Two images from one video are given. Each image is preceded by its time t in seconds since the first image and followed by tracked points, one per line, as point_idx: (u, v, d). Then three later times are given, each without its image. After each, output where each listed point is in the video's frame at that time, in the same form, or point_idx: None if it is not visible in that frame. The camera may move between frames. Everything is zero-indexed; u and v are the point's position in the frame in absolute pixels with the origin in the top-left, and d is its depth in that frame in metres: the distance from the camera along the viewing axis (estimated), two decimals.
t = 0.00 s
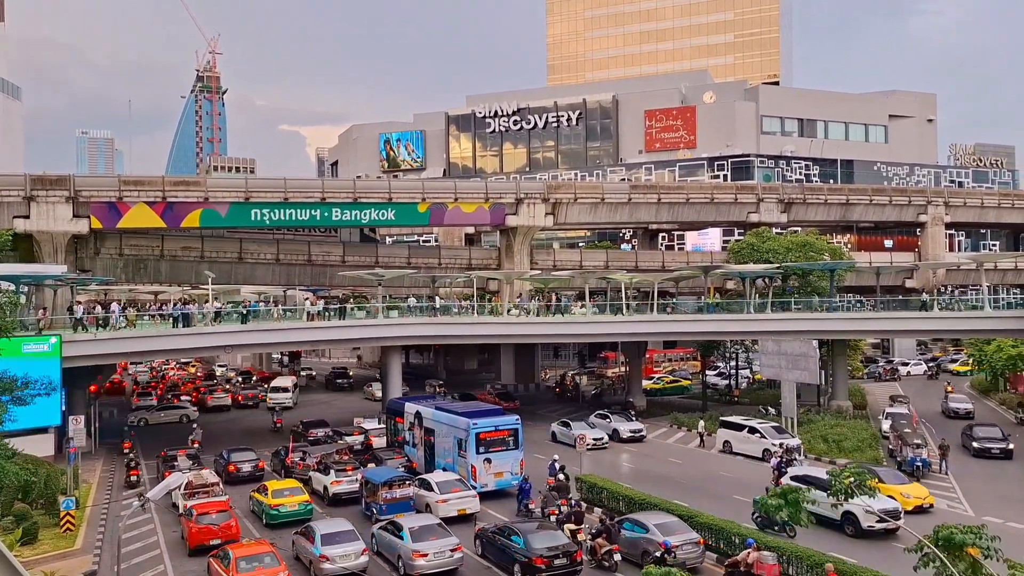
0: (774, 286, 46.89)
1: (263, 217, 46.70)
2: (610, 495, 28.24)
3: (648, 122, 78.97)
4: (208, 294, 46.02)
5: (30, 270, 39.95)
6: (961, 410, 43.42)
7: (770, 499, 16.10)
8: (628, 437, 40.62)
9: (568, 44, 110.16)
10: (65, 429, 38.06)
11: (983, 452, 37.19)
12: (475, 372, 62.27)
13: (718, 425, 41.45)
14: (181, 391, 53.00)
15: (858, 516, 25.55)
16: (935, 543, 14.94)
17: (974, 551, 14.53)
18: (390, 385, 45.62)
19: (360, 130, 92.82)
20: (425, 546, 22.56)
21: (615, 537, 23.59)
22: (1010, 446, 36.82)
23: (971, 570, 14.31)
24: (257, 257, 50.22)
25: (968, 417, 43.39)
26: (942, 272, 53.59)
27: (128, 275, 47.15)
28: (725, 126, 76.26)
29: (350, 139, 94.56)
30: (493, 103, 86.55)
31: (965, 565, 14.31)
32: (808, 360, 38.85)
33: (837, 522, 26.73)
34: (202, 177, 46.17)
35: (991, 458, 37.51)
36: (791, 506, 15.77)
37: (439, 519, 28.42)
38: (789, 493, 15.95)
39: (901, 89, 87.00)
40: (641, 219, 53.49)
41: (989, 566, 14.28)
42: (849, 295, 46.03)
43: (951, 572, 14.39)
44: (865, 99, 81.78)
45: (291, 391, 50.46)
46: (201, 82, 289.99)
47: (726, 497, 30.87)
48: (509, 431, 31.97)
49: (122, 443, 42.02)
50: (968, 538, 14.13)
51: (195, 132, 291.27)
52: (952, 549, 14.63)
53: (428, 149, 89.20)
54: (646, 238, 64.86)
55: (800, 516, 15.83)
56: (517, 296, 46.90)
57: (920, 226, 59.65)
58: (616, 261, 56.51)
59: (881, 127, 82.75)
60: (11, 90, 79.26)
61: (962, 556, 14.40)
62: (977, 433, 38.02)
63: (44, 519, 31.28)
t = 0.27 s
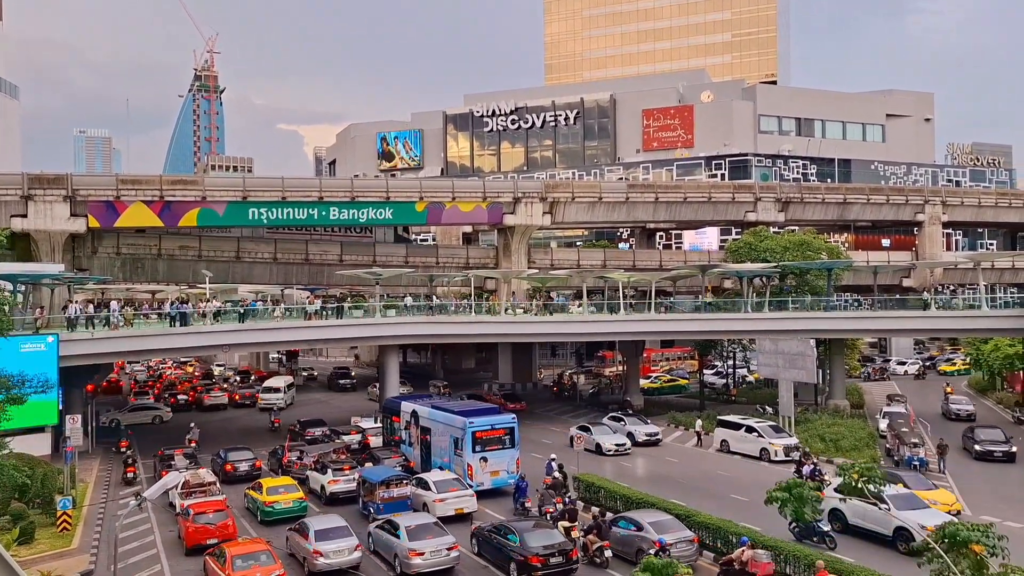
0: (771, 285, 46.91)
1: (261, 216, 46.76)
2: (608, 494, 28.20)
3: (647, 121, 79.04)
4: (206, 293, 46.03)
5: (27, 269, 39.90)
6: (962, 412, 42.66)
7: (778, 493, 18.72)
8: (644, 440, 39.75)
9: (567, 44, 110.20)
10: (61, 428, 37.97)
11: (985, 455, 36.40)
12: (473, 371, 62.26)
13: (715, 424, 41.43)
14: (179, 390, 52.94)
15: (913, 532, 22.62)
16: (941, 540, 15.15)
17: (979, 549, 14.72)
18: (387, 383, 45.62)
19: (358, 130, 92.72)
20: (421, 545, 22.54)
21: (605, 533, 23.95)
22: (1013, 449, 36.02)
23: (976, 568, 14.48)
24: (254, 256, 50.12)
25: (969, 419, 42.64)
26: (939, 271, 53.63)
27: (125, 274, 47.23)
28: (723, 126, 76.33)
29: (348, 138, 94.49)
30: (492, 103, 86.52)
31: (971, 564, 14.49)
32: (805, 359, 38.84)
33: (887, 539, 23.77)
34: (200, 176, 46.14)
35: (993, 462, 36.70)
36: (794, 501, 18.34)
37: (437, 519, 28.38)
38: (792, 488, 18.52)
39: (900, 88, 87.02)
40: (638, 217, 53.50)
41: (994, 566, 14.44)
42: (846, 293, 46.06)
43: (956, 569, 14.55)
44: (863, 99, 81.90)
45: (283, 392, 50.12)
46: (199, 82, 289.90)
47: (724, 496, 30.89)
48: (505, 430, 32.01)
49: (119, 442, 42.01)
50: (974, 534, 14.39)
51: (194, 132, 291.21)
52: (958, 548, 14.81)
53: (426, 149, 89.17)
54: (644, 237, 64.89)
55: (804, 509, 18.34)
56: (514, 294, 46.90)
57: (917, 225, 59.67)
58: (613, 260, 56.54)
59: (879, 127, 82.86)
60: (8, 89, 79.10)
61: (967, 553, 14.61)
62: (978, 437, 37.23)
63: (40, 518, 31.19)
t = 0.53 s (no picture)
0: (767, 284, 46.99)
1: (258, 216, 46.77)
2: (606, 493, 28.24)
3: (644, 121, 79.15)
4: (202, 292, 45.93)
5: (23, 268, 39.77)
6: (963, 416, 42.02)
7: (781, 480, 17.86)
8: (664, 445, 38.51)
9: (564, 44, 110.22)
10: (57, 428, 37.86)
11: (988, 459, 35.57)
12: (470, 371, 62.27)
13: (712, 424, 41.50)
14: (175, 390, 52.85)
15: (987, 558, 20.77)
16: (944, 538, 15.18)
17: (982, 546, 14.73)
18: (384, 383, 45.61)
19: (355, 129, 92.57)
20: (417, 544, 22.55)
21: (596, 530, 24.39)
22: (1014, 452, 35.25)
23: (979, 566, 14.48)
24: (251, 255, 50.05)
25: (970, 423, 41.93)
26: (935, 271, 53.78)
27: (121, 273, 47.19)
28: (720, 127, 76.50)
29: (345, 137, 94.37)
30: (489, 102, 86.46)
31: (974, 561, 14.50)
32: (802, 359, 38.91)
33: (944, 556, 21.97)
34: (197, 175, 46.08)
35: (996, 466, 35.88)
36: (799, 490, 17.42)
37: (433, 518, 28.38)
38: (796, 477, 17.65)
39: (896, 89, 87.24)
40: (635, 217, 53.56)
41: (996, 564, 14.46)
42: (842, 292, 46.16)
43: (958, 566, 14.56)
44: (859, 99, 82.05)
45: (271, 393, 49.74)
46: (196, 80, 289.43)
47: (720, 496, 30.96)
48: (501, 429, 32.09)
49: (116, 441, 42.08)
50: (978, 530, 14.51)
51: (190, 132, 290.69)
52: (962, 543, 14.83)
53: (423, 149, 89.10)
54: (641, 237, 64.97)
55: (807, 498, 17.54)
56: (511, 294, 46.91)
57: (914, 225, 59.81)
58: (610, 260, 56.60)
59: (876, 127, 83.10)
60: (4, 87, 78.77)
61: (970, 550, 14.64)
62: (981, 440, 36.43)
63: (35, 518, 31.10)
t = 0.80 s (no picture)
0: (763, 285, 47.20)
1: (252, 214, 46.58)
2: (601, 493, 28.26)
3: (639, 122, 79.36)
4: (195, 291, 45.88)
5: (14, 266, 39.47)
6: (960, 419, 41.50)
7: (771, 476, 16.98)
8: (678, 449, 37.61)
9: (559, 43, 110.32)
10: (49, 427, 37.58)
11: (986, 463, 34.91)
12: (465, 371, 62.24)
13: (706, 423, 41.64)
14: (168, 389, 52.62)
15: None
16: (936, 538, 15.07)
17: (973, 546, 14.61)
18: (380, 383, 45.52)
19: (350, 128, 92.32)
20: (411, 544, 22.52)
21: (586, 527, 24.56)
22: (1011, 455, 34.62)
23: (969, 565, 14.39)
24: (245, 254, 49.89)
25: (968, 426, 41.44)
26: (928, 271, 54.14)
27: (114, 271, 47.09)
28: (716, 128, 76.88)
29: (339, 136, 94.11)
30: (484, 102, 86.35)
31: (964, 561, 14.40)
32: (797, 359, 39.09)
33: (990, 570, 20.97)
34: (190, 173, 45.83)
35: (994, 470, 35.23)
36: (790, 486, 16.62)
37: (429, 518, 28.33)
38: (789, 473, 16.75)
39: (889, 90, 87.69)
40: (631, 217, 53.67)
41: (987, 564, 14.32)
42: (837, 293, 46.41)
43: (947, 565, 14.45)
44: (852, 101, 82.49)
45: (256, 394, 49.13)
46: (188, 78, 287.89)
47: (715, 495, 31.07)
48: (495, 428, 32.12)
49: (110, 441, 42.05)
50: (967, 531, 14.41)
51: (181, 130, 289.13)
52: (952, 543, 14.68)
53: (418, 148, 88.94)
54: (636, 236, 65.14)
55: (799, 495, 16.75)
56: (508, 293, 46.91)
57: (907, 226, 60.15)
58: (606, 259, 56.70)
59: (869, 129, 83.59)
60: None
61: (960, 551, 14.55)
62: (979, 444, 35.83)
63: (28, 518, 30.87)
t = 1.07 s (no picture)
0: (755, 286, 47.34)
1: (245, 215, 46.42)
2: (594, 494, 28.28)
3: (633, 123, 79.54)
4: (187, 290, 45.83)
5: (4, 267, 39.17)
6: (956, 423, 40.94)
7: (757, 481, 16.59)
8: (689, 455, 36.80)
9: (553, 45, 110.40)
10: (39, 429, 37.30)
11: (983, 468, 34.20)
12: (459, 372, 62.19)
13: (699, 424, 41.75)
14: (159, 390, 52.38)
15: None
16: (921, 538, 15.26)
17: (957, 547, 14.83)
18: (373, 384, 45.45)
19: (344, 128, 92.04)
20: (403, 545, 22.48)
21: (576, 526, 24.66)
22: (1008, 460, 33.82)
23: (953, 566, 14.66)
24: (237, 255, 49.75)
25: (962, 430, 40.96)
26: (920, 273, 54.44)
27: (105, 272, 46.92)
28: (709, 130, 77.17)
29: (332, 136, 93.85)
30: (478, 102, 86.23)
31: (947, 562, 14.68)
32: (789, 359, 39.21)
33: None
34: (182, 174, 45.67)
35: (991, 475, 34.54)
36: (780, 491, 16.21)
37: (421, 519, 28.28)
38: (777, 477, 16.30)
39: (880, 92, 88.18)
40: (624, 218, 53.77)
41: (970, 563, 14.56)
42: (829, 294, 46.61)
43: (934, 567, 14.73)
44: (843, 103, 82.91)
45: (238, 396, 48.95)
46: (179, 78, 286.63)
47: (708, 496, 31.15)
48: (487, 429, 32.17)
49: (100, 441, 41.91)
50: (952, 533, 14.49)
51: (171, 130, 287.86)
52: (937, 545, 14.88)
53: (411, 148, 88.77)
54: (629, 237, 65.28)
55: (788, 500, 16.35)
56: (501, 294, 46.93)
57: (898, 228, 60.44)
58: (600, 260, 56.81)
59: (862, 131, 84.03)
60: None
61: (945, 552, 14.71)
62: (975, 449, 35.18)
63: (17, 520, 30.63)
